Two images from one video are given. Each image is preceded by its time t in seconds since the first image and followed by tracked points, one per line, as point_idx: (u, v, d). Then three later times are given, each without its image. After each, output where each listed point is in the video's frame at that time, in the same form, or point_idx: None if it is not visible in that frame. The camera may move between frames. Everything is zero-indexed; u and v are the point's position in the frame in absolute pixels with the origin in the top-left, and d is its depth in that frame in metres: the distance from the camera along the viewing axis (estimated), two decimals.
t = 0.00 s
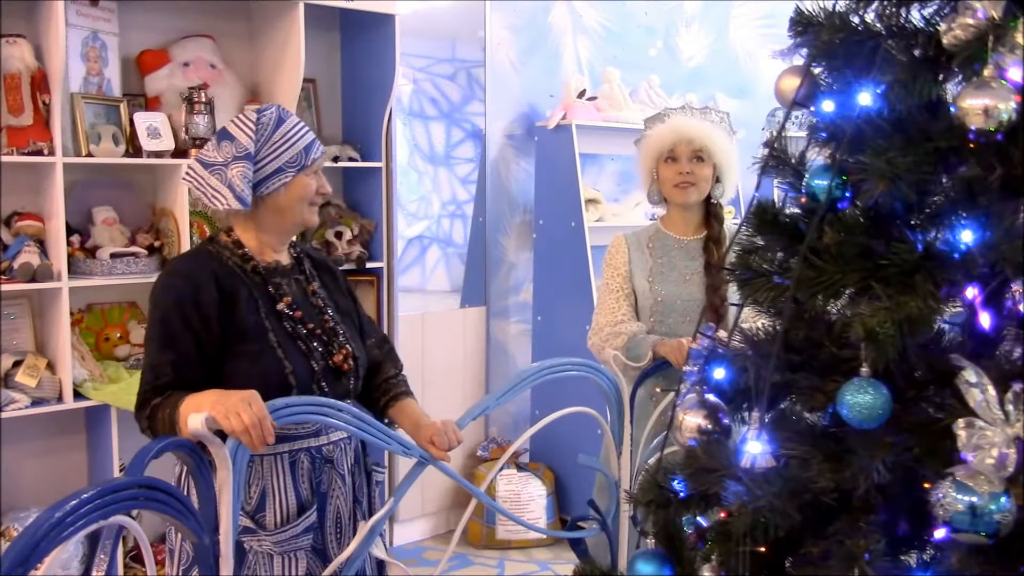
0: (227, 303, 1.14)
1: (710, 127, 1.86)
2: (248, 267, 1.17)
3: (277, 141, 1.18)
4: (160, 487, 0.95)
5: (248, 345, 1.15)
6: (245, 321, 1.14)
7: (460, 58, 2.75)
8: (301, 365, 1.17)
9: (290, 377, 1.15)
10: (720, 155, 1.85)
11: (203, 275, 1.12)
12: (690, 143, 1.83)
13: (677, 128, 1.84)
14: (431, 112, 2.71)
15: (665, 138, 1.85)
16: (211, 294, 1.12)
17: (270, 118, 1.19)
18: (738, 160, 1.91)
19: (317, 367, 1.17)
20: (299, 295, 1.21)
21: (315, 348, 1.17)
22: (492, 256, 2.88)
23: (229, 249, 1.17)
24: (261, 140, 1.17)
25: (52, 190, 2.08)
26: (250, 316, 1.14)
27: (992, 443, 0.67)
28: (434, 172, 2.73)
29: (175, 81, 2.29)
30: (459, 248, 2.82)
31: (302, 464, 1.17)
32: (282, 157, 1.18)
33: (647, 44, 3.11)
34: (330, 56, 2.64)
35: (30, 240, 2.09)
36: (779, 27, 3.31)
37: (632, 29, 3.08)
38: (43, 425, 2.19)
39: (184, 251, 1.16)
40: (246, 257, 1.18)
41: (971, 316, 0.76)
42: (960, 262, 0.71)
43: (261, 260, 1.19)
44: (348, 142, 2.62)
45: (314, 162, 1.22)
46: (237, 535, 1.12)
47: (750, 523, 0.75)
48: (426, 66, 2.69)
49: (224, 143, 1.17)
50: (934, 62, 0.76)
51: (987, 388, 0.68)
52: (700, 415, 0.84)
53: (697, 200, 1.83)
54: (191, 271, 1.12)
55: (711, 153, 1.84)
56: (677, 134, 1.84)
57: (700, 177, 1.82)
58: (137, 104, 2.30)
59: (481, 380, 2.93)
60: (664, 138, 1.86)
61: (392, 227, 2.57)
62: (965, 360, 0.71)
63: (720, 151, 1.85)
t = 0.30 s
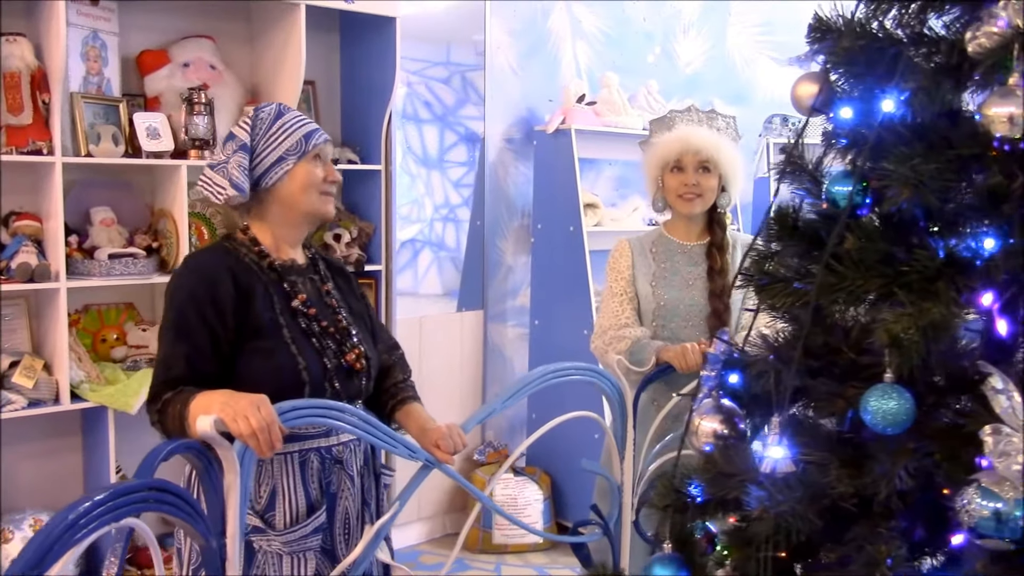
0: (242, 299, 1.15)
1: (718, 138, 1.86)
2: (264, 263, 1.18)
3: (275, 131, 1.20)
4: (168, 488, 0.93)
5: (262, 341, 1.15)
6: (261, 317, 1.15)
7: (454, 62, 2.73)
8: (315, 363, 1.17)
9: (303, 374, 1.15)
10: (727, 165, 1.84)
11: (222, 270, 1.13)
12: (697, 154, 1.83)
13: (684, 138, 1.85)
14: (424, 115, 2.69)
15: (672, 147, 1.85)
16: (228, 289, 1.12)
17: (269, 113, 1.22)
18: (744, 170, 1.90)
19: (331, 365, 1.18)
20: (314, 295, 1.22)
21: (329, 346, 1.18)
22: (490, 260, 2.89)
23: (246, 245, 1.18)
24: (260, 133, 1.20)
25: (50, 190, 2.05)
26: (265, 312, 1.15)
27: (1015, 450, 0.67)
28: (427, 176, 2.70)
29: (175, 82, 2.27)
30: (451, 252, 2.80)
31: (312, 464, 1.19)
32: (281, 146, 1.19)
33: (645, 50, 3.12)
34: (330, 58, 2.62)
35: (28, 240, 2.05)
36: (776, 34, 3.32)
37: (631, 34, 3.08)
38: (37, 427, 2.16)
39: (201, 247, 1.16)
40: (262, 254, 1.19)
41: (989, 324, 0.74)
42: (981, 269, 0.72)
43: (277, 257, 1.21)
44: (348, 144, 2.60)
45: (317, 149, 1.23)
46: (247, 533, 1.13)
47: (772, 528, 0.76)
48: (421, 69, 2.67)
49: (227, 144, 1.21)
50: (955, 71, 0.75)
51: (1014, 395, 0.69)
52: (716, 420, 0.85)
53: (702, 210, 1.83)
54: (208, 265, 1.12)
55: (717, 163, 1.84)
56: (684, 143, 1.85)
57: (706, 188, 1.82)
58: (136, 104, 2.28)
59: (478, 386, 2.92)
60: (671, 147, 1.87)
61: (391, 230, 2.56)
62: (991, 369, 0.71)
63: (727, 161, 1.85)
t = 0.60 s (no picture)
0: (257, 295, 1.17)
1: (717, 136, 1.86)
2: (278, 261, 1.20)
3: (284, 128, 1.25)
4: (183, 486, 0.92)
5: (275, 337, 1.16)
6: (274, 311, 1.16)
7: (452, 63, 2.72)
8: (327, 360, 1.19)
9: (316, 371, 1.17)
10: (727, 162, 1.84)
11: (239, 266, 1.15)
12: (696, 152, 1.83)
13: (683, 137, 1.85)
14: (422, 116, 2.67)
15: (671, 148, 1.86)
16: (244, 286, 1.15)
17: (280, 116, 1.28)
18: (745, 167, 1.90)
19: (343, 362, 1.19)
20: (328, 294, 1.24)
21: (342, 344, 1.20)
22: (492, 261, 2.88)
23: (261, 244, 1.20)
24: (271, 133, 1.26)
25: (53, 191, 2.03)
26: (279, 308, 1.17)
27: None
28: (426, 177, 2.69)
29: (177, 83, 2.25)
30: (449, 253, 2.79)
31: (323, 462, 1.19)
32: (290, 140, 1.24)
33: (646, 50, 3.12)
34: (332, 58, 2.61)
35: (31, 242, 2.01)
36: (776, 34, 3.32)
37: (632, 35, 3.08)
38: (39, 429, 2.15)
39: (218, 246, 1.19)
40: (277, 253, 1.21)
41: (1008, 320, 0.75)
42: (1003, 264, 0.72)
43: (291, 256, 1.23)
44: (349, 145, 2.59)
45: (325, 143, 1.27)
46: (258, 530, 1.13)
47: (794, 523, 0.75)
48: (418, 71, 2.66)
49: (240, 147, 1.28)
50: (977, 67, 0.75)
51: None
52: (734, 417, 0.86)
53: (704, 208, 1.83)
54: (225, 262, 1.15)
55: (717, 161, 1.83)
56: (683, 143, 1.85)
57: (706, 186, 1.82)
58: (139, 105, 2.26)
59: (481, 386, 2.93)
60: (671, 148, 1.87)
61: (393, 231, 2.55)
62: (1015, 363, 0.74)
63: (726, 159, 1.84)
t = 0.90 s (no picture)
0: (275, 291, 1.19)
1: (715, 134, 1.85)
2: (297, 259, 1.22)
3: (306, 126, 1.27)
4: (196, 484, 0.91)
5: (292, 333, 1.18)
6: (291, 308, 1.18)
7: (455, 62, 2.73)
8: (342, 358, 1.20)
9: (331, 368, 1.18)
10: (728, 160, 1.83)
11: (259, 262, 1.17)
12: (694, 154, 1.83)
13: (681, 139, 1.85)
14: (425, 115, 2.67)
15: (669, 151, 1.86)
16: (263, 282, 1.16)
17: (302, 114, 1.30)
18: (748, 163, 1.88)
19: (357, 360, 1.21)
20: (344, 293, 1.26)
21: (357, 342, 1.22)
22: (497, 259, 2.90)
23: (280, 240, 1.22)
24: (293, 131, 1.27)
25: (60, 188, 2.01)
26: (296, 304, 1.19)
27: None
28: (428, 176, 2.68)
29: (184, 80, 2.24)
30: (452, 252, 2.78)
31: (334, 460, 1.19)
32: (311, 139, 1.26)
33: (651, 49, 3.12)
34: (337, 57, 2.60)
35: (38, 240, 2.01)
36: (782, 32, 3.30)
37: (637, 34, 3.08)
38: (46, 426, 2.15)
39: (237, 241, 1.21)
40: (295, 250, 1.23)
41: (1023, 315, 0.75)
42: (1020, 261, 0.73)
43: (310, 253, 1.24)
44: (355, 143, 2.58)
45: (346, 141, 1.28)
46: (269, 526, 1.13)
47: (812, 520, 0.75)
48: (421, 69, 2.66)
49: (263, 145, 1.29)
50: (995, 65, 0.74)
51: None
52: (749, 414, 0.87)
53: (707, 207, 1.84)
54: (245, 257, 1.17)
55: (716, 160, 1.83)
56: (681, 144, 1.85)
57: (705, 185, 1.82)
58: (145, 103, 2.26)
59: (486, 384, 2.94)
60: (671, 151, 1.87)
61: (399, 230, 2.54)
62: None
63: (725, 157, 1.83)
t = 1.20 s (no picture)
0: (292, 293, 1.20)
1: (715, 131, 1.86)
2: (314, 260, 1.23)
3: (326, 129, 1.28)
4: (207, 486, 0.91)
5: (309, 334, 1.19)
6: (308, 310, 1.19)
7: (458, 63, 2.73)
8: (357, 361, 1.20)
9: (346, 370, 1.19)
10: (726, 154, 1.84)
11: (276, 265, 1.18)
12: (691, 149, 1.85)
13: (678, 135, 1.87)
14: (427, 115, 2.68)
15: (669, 147, 1.88)
16: (281, 283, 1.18)
17: (320, 116, 1.31)
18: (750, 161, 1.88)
19: (372, 364, 1.21)
20: (360, 296, 1.26)
21: (372, 346, 1.22)
22: (501, 261, 2.90)
23: (298, 242, 1.23)
24: (311, 134, 1.29)
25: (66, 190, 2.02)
26: (312, 306, 1.19)
27: None
28: (430, 176, 2.69)
29: (189, 83, 2.25)
30: (454, 253, 2.79)
31: (347, 462, 1.19)
32: (331, 142, 1.28)
33: (654, 49, 3.12)
34: (341, 59, 2.60)
35: (44, 241, 2.03)
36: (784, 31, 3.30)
37: (640, 34, 3.08)
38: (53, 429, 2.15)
39: (257, 241, 1.22)
40: (313, 251, 1.24)
41: None
42: None
43: (327, 255, 1.25)
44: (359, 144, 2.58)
45: (365, 145, 1.30)
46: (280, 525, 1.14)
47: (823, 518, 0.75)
48: (424, 70, 2.67)
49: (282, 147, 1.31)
50: (1006, 64, 0.75)
51: None
52: (760, 414, 0.86)
53: (708, 202, 1.84)
54: (262, 258, 1.18)
55: (713, 154, 1.84)
56: (679, 141, 1.87)
57: (704, 180, 1.83)
58: (150, 106, 2.26)
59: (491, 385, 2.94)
60: (671, 149, 1.90)
61: (404, 232, 2.53)
62: None
63: (725, 153, 1.84)
